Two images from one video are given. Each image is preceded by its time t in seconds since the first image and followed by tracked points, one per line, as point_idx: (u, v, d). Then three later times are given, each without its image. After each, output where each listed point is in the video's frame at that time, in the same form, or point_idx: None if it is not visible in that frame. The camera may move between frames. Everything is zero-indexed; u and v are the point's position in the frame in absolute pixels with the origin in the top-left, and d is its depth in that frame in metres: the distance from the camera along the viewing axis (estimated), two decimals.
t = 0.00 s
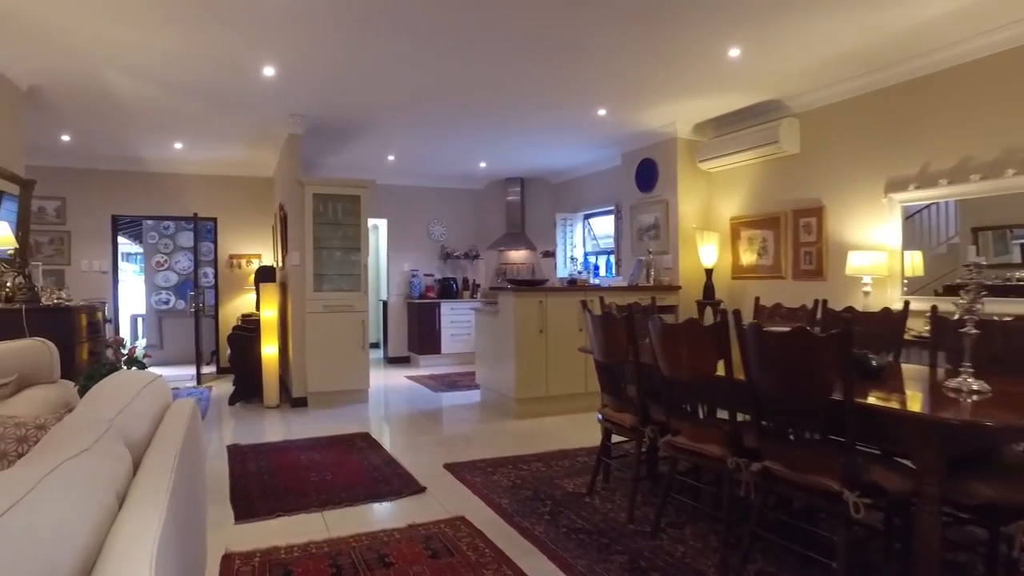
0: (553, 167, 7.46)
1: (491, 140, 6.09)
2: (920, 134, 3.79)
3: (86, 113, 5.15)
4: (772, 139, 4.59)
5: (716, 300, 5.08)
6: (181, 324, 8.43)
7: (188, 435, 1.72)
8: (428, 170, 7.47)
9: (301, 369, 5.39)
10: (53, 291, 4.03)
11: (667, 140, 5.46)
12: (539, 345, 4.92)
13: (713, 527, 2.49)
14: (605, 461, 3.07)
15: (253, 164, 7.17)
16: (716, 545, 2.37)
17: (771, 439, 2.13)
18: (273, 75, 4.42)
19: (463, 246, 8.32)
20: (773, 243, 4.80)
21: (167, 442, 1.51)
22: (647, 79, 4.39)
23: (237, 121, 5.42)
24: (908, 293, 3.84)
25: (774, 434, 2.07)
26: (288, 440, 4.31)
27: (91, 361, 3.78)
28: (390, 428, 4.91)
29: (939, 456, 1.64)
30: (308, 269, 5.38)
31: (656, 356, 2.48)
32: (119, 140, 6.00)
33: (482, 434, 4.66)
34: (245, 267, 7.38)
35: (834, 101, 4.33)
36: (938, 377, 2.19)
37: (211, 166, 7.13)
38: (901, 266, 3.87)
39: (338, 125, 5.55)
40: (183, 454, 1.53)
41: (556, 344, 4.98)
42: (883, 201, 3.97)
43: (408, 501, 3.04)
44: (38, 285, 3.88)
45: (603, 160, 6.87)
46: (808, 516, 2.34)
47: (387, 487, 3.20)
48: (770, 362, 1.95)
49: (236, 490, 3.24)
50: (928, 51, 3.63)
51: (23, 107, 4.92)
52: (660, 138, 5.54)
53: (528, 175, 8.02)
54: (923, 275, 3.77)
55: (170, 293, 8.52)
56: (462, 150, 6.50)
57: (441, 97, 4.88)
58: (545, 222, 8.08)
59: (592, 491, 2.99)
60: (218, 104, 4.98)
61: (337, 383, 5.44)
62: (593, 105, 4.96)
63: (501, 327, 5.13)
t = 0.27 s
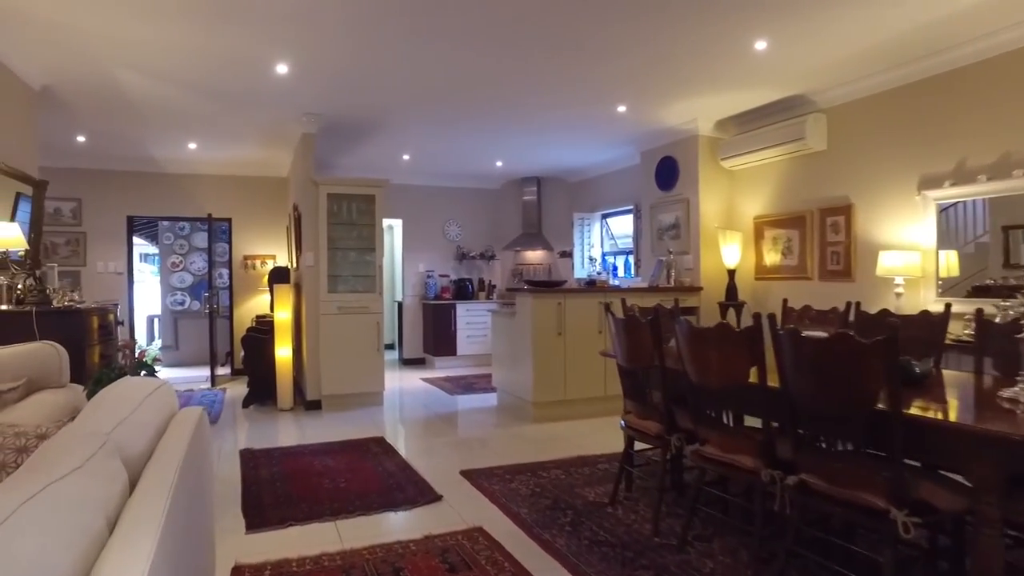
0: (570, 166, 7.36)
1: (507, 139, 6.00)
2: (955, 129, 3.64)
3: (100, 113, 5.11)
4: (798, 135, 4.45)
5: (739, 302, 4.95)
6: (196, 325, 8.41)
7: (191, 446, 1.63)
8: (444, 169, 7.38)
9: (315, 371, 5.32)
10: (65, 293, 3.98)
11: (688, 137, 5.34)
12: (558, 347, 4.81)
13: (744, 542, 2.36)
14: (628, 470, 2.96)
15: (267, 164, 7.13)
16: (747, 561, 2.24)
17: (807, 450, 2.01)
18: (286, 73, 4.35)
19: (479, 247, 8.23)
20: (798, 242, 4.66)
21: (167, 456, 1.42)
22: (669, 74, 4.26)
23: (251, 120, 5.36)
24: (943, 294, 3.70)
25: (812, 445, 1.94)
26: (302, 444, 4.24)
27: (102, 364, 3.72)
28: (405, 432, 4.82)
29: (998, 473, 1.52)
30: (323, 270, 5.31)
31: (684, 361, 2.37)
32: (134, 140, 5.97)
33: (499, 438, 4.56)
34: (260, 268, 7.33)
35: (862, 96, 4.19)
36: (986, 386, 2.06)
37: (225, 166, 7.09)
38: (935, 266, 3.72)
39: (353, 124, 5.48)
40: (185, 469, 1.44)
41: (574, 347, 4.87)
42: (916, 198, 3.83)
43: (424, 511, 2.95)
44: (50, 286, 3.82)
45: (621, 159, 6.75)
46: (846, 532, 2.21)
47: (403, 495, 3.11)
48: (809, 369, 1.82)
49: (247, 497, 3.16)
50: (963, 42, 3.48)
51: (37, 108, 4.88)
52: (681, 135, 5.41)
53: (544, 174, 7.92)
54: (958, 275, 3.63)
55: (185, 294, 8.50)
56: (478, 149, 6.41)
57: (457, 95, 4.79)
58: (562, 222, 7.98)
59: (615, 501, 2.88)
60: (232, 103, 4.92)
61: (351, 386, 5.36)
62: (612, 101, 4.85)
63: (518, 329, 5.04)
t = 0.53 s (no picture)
0: (585, 165, 7.25)
1: (521, 137, 5.90)
2: (991, 123, 3.49)
3: (110, 112, 5.05)
4: (823, 131, 4.31)
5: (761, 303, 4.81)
6: (209, 326, 8.37)
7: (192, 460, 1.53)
8: (457, 168, 7.30)
9: (326, 373, 5.25)
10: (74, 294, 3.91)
11: (707, 134, 5.20)
12: (574, 350, 4.70)
13: (773, 559, 2.24)
14: (650, 478, 2.84)
15: (279, 164, 7.07)
16: None
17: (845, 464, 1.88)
18: (297, 70, 4.26)
19: (492, 247, 8.14)
20: (822, 242, 4.52)
21: (165, 472, 1.32)
22: (690, 69, 4.13)
23: (262, 119, 5.29)
24: (976, 295, 3.56)
25: (850, 459, 1.82)
26: (314, 449, 4.16)
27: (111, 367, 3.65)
28: (418, 435, 4.74)
29: None
30: (335, 270, 5.23)
31: (710, 367, 2.25)
32: (145, 140, 5.92)
33: (514, 443, 4.46)
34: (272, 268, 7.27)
35: (890, 90, 4.04)
36: None
37: (237, 166, 7.04)
38: (969, 267, 3.59)
39: (365, 122, 5.39)
40: (183, 486, 1.34)
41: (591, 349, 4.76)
42: (948, 196, 3.69)
43: (438, 521, 2.84)
44: (58, 288, 3.76)
45: (638, 158, 6.63)
46: (883, 551, 2.08)
47: (416, 504, 3.01)
48: (848, 378, 1.71)
49: (257, 505, 3.08)
50: (1003, 31, 3.32)
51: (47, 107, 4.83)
52: (699, 132, 5.28)
53: (559, 173, 7.81)
54: (992, 275, 3.50)
55: (197, 295, 8.46)
56: (492, 148, 6.31)
57: (471, 91, 4.69)
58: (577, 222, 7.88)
59: (636, 511, 2.77)
60: (242, 101, 4.85)
61: (363, 389, 5.28)
62: (629, 98, 4.73)
63: (534, 331, 4.93)
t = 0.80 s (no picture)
0: (598, 162, 7.14)
1: (533, 134, 5.80)
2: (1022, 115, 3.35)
3: (118, 110, 5.00)
4: (844, 126, 4.18)
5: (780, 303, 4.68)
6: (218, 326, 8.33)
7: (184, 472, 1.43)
8: (468, 166, 7.21)
9: (336, 374, 5.17)
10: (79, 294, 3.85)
11: (723, 130, 5.08)
12: (588, 351, 4.60)
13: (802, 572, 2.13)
14: (669, 484, 2.74)
15: (288, 163, 7.01)
16: None
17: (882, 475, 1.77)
18: (306, 65, 4.18)
19: (504, 245, 8.05)
20: (843, 240, 4.38)
21: (153, 487, 1.22)
22: (706, 63, 4.02)
23: (270, 116, 5.21)
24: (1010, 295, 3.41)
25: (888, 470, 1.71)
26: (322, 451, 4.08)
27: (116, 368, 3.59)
28: (429, 437, 4.65)
29: None
30: (344, 269, 5.15)
31: (734, 371, 2.15)
32: (153, 138, 5.87)
33: (526, 445, 4.36)
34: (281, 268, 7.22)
35: (915, 82, 3.91)
36: None
37: (246, 164, 6.99)
38: (1001, 265, 3.45)
39: (375, 119, 5.32)
40: (172, 501, 1.25)
41: (605, 350, 4.65)
42: (979, 190, 3.55)
43: (448, 528, 2.75)
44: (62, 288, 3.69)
45: (651, 155, 6.52)
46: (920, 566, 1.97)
47: (426, 510, 2.92)
48: (887, 384, 1.60)
49: (262, 511, 2.99)
50: None
51: (54, 104, 4.78)
52: (715, 128, 5.16)
53: (571, 171, 7.71)
54: None
55: (207, 294, 8.42)
56: (503, 145, 6.22)
57: (482, 86, 4.59)
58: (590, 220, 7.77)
59: (654, 519, 2.66)
60: (250, 97, 4.78)
61: (372, 390, 5.20)
62: (644, 93, 4.62)
63: (546, 331, 4.83)
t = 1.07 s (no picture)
0: (613, 160, 7.01)
1: (548, 131, 5.68)
2: None
3: (128, 108, 4.94)
4: (871, 119, 4.03)
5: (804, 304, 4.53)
6: (230, 326, 8.28)
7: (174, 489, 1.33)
8: (482, 164, 7.11)
9: (347, 375, 5.08)
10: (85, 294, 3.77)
11: (744, 125, 4.94)
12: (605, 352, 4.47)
13: None
14: (692, 494, 2.61)
15: (300, 161, 6.94)
16: None
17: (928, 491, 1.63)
18: (316, 59, 4.09)
19: (518, 245, 7.93)
20: (870, 238, 4.23)
21: (136, 506, 1.11)
22: (727, 54, 3.88)
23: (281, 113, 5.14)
24: None
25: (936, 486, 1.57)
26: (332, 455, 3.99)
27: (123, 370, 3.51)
28: (441, 440, 4.54)
29: None
30: (355, 269, 5.06)
31: (766, 376, 2.02)
32: (164, 137, 5.82)
33: (541, 449, 4.25)
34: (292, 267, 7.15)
35: (947, 72, 3.75)
36: None
37: (258, 163, 6.93)
38: None
39: (386, 116, 5.22)
40: (159, 521, 1.14)
41: (622, 352, 4.52)
42: (1019, 185, 3.38)
43: (460, 538, 2.63)
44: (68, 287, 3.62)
45: (669, 152, 6.38)
46: None
47: (437, 519, 2.81)
48: (941, 393, 1.46)
49: (269, 518, 2.90)
50: None
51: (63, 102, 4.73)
52: (735, 123, 5.02)
53: (587, 169, 7.59)
54: None
55: (220, 294, 8.37)
56: (517, 142, 6.11)
57: (496, 81, 4.48)
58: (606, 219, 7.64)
59: (677, 530, 2.53)
60: (260, 94, 4.69)
61: (384, 392, 5.11)
62: (662, 87, 4.49)
63: (562, 332, 4.71)
